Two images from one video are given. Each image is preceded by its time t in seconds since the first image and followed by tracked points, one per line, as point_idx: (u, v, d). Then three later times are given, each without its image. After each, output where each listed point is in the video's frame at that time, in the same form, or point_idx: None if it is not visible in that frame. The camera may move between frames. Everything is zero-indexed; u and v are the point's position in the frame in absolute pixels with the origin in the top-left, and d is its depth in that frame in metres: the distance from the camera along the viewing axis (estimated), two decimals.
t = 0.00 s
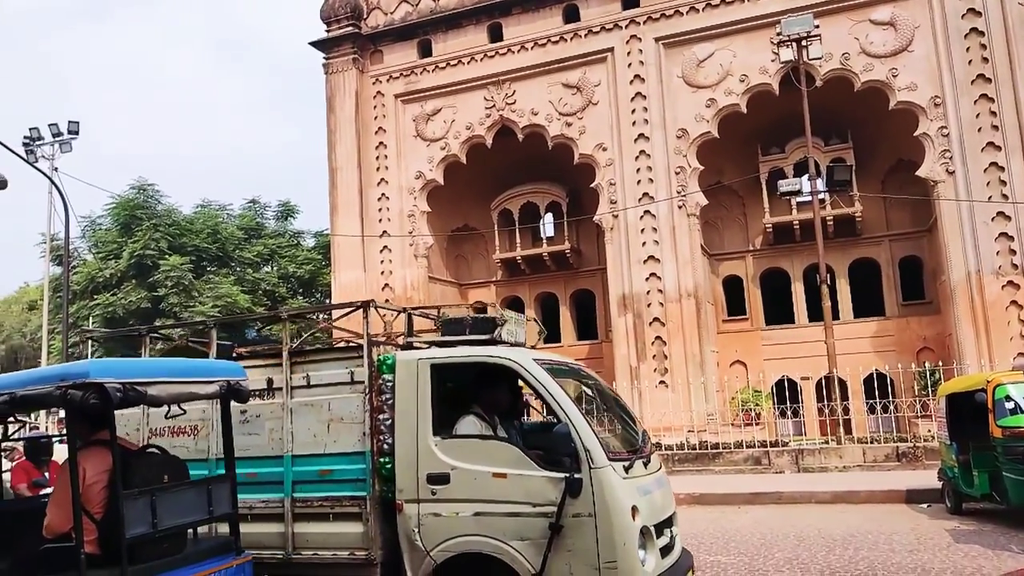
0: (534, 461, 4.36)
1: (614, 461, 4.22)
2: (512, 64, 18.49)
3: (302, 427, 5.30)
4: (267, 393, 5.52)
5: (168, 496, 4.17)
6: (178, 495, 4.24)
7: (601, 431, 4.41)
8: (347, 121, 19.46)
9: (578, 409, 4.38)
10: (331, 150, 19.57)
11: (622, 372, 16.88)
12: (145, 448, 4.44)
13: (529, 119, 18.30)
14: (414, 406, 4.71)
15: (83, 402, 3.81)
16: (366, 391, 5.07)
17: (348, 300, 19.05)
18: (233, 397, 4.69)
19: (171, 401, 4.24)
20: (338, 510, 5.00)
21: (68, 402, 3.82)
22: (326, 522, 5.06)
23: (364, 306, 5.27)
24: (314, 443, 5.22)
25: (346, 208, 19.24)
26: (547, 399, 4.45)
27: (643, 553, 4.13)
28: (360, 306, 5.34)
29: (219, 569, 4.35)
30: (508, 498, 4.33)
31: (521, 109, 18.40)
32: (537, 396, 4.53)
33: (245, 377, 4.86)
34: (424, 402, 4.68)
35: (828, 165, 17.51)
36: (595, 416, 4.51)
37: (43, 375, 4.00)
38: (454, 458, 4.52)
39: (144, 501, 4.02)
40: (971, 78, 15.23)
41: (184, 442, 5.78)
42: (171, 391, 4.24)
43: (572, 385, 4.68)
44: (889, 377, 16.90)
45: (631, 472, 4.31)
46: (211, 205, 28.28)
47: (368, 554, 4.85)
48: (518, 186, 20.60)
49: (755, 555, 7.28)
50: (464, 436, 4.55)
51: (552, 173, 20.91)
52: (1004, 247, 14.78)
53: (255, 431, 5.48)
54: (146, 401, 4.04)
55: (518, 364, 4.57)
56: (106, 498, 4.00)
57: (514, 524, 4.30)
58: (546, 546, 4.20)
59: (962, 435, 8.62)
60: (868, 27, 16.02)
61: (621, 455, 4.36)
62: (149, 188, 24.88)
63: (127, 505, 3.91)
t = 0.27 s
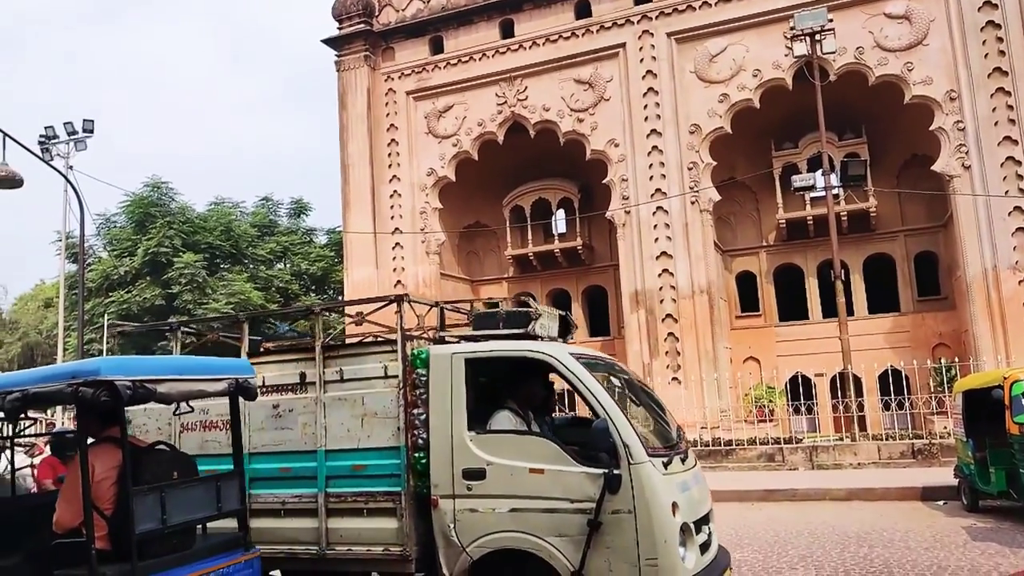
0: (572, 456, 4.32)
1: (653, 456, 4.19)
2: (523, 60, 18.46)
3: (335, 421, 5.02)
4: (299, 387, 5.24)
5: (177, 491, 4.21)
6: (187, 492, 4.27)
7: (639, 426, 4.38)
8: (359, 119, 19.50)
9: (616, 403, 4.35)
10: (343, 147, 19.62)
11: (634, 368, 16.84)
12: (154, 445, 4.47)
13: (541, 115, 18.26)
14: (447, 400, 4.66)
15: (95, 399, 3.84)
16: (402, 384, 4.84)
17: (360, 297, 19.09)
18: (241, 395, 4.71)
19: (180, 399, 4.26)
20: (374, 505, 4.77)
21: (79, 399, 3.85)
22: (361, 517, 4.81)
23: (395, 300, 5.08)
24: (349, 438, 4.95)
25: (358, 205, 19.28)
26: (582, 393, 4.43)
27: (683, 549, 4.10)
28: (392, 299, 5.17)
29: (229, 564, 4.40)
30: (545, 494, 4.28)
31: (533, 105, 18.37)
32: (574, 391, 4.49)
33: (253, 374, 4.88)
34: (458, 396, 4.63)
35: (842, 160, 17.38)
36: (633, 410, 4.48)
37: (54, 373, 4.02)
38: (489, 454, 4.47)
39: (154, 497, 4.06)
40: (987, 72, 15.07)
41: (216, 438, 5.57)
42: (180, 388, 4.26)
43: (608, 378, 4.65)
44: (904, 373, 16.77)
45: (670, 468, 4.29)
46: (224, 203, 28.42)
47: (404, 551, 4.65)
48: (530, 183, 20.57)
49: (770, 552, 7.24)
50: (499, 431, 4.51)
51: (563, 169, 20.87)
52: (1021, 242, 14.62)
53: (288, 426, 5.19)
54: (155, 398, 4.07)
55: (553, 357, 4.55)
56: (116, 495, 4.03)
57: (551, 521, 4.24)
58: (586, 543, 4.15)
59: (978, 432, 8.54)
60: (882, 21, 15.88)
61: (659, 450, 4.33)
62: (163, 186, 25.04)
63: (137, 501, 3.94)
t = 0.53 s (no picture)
0: (612, 452, 4.30)
1: (696, 451, 4.18)
2: (536, 57, 18.43)
3: (371, 416, 5.02)
4: (333, 382, 5.22)
5: (188, 487, 4.27)
6: (198, 488, 4.34)
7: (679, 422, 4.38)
8: (373, 116, 19.55)
9: (657, 399, 4.34)
10: (356, 144, 19.68)
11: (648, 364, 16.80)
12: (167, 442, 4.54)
13: (555, 111, 18.23)
14: (484, 395, 4.63)
15: (107, 396, 3.89)
16: (437, 379, 4.83)
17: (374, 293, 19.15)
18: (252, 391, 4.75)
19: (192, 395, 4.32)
20: (410, 501, 4.76)
21: (92, 396, 3.90)
22: (396, 513, 4.81)
23: (431, 294, 5.01)
24: (385, 433, 4.96)
25: (372, 202, 19.33)
26: (623, 387, 4.41)
27: (726, 546, 4.10)
28: (426, 294, 5.11)
29: (240, 560, 4.45)
30: (585, 490, 4.27)
31: (546, 101, 18.34)
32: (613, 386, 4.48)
33: (264, 371, 4.93)
34: (495, 392, 4.60)
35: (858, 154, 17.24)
36: (671, 405, 4.48)
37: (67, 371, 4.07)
38: (528, 450, 4.45)
39: (165, 492, 4.12)
40: (1006, 64, 14.90)
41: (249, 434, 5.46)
42: (192, 385, 4.31)
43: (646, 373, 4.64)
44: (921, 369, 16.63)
45: (711, 464, 4.29)
46: (239, 200, 28.56)
47: (441, 547, 4.63)
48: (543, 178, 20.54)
49: (787, 549, 7.20)
50: (538, 426, 4.49)
51: (576, 165, 20.82)
52: None
53: (323, 421, 5.18)
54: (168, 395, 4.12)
55: (592, 352, 4.54)
56: (128, 491, 4.10)
57: (592, 518, 4.23)
58: (628, 540, 4.14)
59: (997, 429, 8.46)
60: (899, 14, 15.71)
61: (700, 445, 4.33)
62: (178, 184, 25.21)
63: (148, 497, 4.01)
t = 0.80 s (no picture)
0: (657, 448, 4.29)
1: (741, 447, 4.18)
2: (552, 52, 18.39)
3: (408, 411, 4.95)
4: (370, 376, 5.15)
5: (201, 483, 4.36)
6: (210, 483, 4.43)
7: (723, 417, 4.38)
8: (388, 113, 19.59)
9: (702, 394, 4.34)
10: (372, 141, 19.73)
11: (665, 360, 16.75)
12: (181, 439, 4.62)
13: (570, 107, 18.18)
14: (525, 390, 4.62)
15: (121, 393, 3.92)
16: (475, 373, 4.78)
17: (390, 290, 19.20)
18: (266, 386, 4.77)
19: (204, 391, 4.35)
20: (449, 497, 4.70)
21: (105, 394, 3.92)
22: (434, 509, 4.74)
23: (468, 288, 4.99)
24: (422, 429, 4.89)
25: (387, 199, 19.38)
26: (667, 383, 4.41)
27: (773, 543, 4.11)
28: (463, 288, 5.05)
29: (252, 554, 4.54)
30: (629, 486, 4.26)
31: (561, 97, 18.29)
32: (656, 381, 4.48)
33: (276, 367, 4.97)
34: (535, 386, 4.59)
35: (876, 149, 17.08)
36: (715, 400, 4.48)
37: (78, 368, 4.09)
38: (570, 446, 4.44)
39: (178, 487, 4.20)
40: None
41: (286, 429, 5.36)
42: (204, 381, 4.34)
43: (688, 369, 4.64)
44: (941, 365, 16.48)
45: (757, 460, 4.29)
46: (256, 198, 28.73)
47: (482, 543, 4.57)
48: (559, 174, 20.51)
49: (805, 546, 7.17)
50: (579, 421, 4.49)
51: (592, 161, 20.79)
52: None
53: (359, 417, 5.11)
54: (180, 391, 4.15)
55: (635, 347, 4.53)
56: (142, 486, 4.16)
57: (636, 514, 4.22)
58: (672, 536, 4.13)
59: (1018, 426, 8.37)
60: (918, 6, 15.53)
61: (744, 441, 4.34)
62: (195, 182, 25.38)
63: (161, 492, 4.08)
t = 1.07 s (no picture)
0: (704, 445, 4.25)
1: (792, 445, 4.15)
2: (569, 48, 18.35)
3: (448, 407, 4.92)
4: (409, 371, 5.12)
5: (215, 478, 4.46)
6: (224, 479, 4.53)
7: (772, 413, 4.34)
8: (405, 110, 19.64)
9: (751, 390, 4.31)
10: (390, 139, 19.78)
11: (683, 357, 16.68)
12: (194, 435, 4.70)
13: (587, 103, 18.13)
14: (567, 385, 4.59)
15: (136, 390, 3.99)
16: (517, 368, 4.74)
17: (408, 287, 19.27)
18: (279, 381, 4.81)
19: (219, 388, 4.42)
20: (490, 493, 4.67)
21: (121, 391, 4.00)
22: (476, 505, 4.71)
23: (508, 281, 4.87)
24: (462, 424, 4.86)
25: (405, 196, 19.44)
26: (714, 378, 4.37)
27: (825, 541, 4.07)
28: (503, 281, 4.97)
29: (266, 550, 4.65)
30: (676, 484, 4.23)
31: (578, 93, 18.25)
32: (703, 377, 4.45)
33: (290, 365, 5.03)
34: (578, 381, 4.56)
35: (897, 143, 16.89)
36: (763, 396, 4.44)
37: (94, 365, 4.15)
38: (615, 442, 4.42)
39: (193, 483, 4.30)
40: None
41: (324, 424, 5.34)
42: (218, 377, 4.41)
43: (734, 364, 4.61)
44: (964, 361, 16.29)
45: (807, 458, 4.26)
46: (275, 196, 28.90)
47: (524, 540, 4.54)
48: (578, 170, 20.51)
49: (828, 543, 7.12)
50: (624, 418, 4.46)
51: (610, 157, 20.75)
52: None
53: (398, 412, 5.08)
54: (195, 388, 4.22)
55: (681, 342, 4.49)
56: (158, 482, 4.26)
57: (684, 512, 4.19)
58: (721, 535, 4.10)
59: None
60: None
61: (794, 438, 4.30)
62: (214, 180, 25.57)
63: (177, 487, 4.18)
